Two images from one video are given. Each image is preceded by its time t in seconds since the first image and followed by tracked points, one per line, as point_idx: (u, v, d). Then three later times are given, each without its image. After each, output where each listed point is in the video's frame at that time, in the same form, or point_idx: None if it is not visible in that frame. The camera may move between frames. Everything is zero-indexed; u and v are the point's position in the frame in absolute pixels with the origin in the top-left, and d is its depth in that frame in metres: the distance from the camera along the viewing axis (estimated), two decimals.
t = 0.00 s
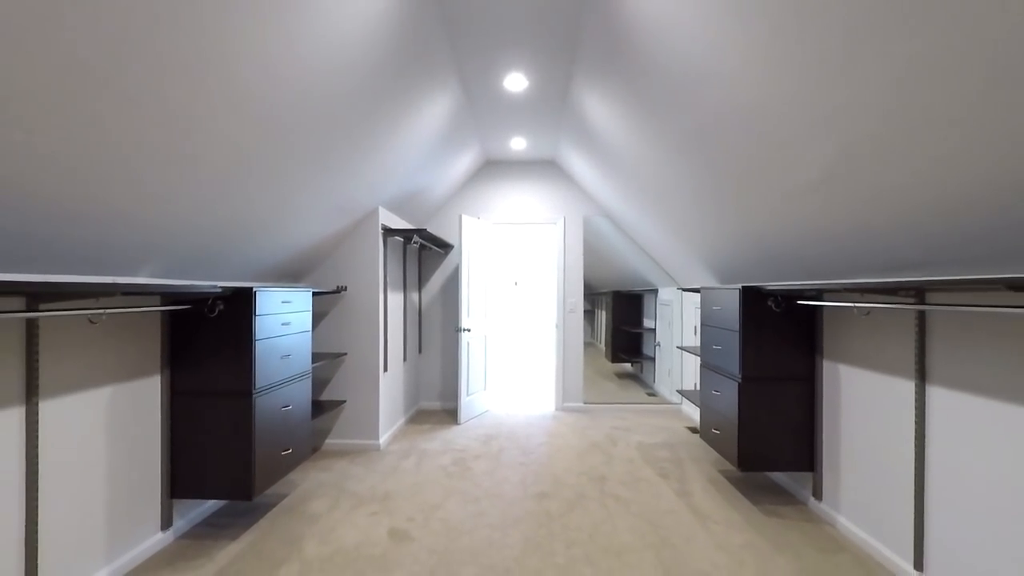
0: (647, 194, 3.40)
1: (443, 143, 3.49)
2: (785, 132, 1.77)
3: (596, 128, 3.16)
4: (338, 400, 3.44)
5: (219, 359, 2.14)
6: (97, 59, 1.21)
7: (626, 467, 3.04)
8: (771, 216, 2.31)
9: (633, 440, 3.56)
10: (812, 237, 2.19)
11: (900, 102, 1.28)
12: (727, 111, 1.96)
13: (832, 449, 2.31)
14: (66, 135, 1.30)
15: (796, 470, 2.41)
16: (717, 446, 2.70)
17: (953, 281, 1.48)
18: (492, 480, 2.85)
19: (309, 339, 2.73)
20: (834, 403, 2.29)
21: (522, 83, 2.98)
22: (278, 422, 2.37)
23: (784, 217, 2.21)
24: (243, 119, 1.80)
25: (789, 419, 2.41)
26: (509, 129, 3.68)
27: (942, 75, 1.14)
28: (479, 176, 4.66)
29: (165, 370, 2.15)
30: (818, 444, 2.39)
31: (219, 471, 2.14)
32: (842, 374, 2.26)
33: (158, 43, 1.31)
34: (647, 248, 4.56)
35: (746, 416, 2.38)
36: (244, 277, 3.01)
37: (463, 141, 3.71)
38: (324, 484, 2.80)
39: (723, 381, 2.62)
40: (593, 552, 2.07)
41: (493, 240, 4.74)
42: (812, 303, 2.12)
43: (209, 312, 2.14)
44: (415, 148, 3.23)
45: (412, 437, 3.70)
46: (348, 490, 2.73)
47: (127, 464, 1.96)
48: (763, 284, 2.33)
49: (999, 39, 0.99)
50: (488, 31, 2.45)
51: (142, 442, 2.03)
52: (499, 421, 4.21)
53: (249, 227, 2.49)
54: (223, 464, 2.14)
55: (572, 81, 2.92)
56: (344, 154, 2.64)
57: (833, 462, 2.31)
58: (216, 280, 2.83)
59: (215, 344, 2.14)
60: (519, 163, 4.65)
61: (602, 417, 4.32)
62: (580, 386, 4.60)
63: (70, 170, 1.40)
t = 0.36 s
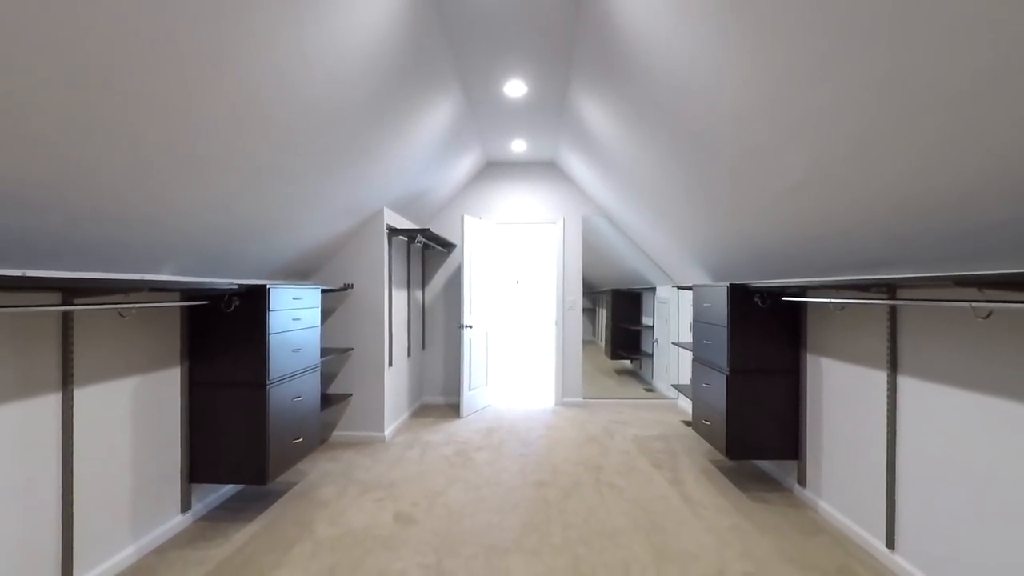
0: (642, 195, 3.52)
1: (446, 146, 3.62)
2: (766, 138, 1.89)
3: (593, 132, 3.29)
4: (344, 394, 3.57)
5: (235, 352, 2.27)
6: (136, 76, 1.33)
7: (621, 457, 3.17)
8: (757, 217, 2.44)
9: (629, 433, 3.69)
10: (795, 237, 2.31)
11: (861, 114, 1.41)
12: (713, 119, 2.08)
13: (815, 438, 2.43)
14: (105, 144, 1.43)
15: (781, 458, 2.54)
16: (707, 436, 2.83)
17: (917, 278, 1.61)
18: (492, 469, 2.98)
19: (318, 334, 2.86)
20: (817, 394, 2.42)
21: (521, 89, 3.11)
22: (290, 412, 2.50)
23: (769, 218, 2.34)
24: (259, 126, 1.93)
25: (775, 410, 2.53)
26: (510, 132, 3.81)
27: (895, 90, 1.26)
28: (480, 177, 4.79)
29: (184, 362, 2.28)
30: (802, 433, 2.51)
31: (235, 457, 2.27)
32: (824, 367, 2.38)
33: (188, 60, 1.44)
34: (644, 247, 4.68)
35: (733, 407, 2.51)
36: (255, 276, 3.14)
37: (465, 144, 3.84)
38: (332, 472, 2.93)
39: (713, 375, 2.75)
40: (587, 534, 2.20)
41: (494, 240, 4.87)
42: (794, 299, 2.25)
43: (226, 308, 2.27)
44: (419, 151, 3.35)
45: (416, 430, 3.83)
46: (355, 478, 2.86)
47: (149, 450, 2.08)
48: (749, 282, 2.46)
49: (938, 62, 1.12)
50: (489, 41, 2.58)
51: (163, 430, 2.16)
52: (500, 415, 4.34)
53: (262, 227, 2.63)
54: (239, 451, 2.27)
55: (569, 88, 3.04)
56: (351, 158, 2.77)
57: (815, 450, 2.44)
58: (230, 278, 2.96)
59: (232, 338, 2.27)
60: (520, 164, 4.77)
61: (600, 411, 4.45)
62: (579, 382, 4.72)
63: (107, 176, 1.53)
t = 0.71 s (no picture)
0: (641, 198, 3.66)
1: (452, 152, 3.76)
2: (755, 148, 2.03)
3: (593, 139, 3.43)
4: (355, 389, 3.72)
5: (256, 348, 2.42)
6: (175, 94, 1.47)
7: (620, 450, 3.31)
8: (748, 221, 2.58)
9: (629, 427, 3.83)
10: (783, 240, 2.45)
11: (836, 130, 1.55)
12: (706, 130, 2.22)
13: (803, 430, 2.58)
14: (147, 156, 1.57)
15: (772, 449, 2.69)
16: (702, 429, 2.97)
17: (891, 280, 1.75)
18: (497, 460, 3.13)
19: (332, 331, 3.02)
20: (805, 387, 2.56)
21: (524, 98, 3.25)
22: (307, 405, 2.65)
23: (760, 222, 2.48)
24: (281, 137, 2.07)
25: (765, 403, 2.68)
26: (513, 138, 3.94)
27: (863, 110, 1.40)
28: (485, 180, 4.93)
29: (209, 358, 2.43)
30: (791, 425, 2.66)
31: (257, 447, 2.41)
32: (811, 363, 2.53)
33: (221, 78, 1.58)
34: (644, 248, 4.82)
35: (726, 400, 2.66)
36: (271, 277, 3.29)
37: (470, 148, 3.98)
38: (345, 463, 3.08)
39: (707, 370, 2.90)
40: (587, 518, 2.34)
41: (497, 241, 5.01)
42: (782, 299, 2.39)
43: (248, 306, 2.42)
44: (427, 156, 3.50)
45: (424, 424, 3.98)
46: (367, 468, 3.01)
47: (178, 439, 2.23)
48: (741, 282, 2.61)
49: (900, 85, 1.26)
50: (493, 55, 2.73)
51: (190, 421, 2.31)
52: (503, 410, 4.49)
53: (280, 231, 2.77)
54: (260, 441, 2.41)
55: (570, 97, 3.19)
56: (364, 165, 2.91)
57: (803, 441, 2.58)
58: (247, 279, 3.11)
59: (253, 335, 2.42)
60: (523, 168, 4.92)
61: (601, 407, 4.59)
62: (581, 378, 4.87)
63: (146, 185, 1.67)
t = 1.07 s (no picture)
0: (640, 201, 3.78)
1: (458, 155, 3.88)
2: (748, 156, 2.16)
3: (594, 144, 3.55)
4: (363, 385, 3.85)
5: (274, 345, 2.55)
6: (210, 109, 1.59)
7: (620, 443, 3.44)
8: (743, 224, 2.70)
9: (628, 422, 3.96)
10: (775, 241, 2.58)
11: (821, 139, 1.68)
12: (702, 137, 2.35)
13: (794, 423, 2.71)
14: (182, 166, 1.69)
15: (764, 441, 2.82)
16: (698, 423, 3.10)
17: (872, 281, 1.88)
18: (501, 453, 3.25)
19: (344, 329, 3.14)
20: (796, 383, 2.69)
21: (528, 105, 3.37)
22: (321, 400, 2.78)
23: (754, 224, 2.60)
24: (300, 144, 2.20)
25: (758, 398, 2.81)
26: (517, 142, 4.06)
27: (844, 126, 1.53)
28: (488, 182, 5.06)
29: (229, 355, 2.56)
30: (783, 419, 2.79)
31: (275, 439, 2.54)
32: (801, 359, 2.66)
33: (249, 93, 1.70)
34: (643, 248, 4.94)
35: (721, 395, 2.79)
36: (284, 277, 3.42)
37: (475, 152, 4.11)
38: (356, 456, 3.21)
39: (703, 367, 3.03)
40: (588, 507, 2.46)
41: (501, 242, 5.14)
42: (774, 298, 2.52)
43: (267, 306, 2.54)
44: (434, 160, 3.62)
45: (430, 419, 4.10)
46: (377, 460, 3.14)
47: (201, 431, 2.36)
48: (735, 283, 2.74)
49: (880, 100, 1.38)
50: (499, 65, 2.85)
51: (212, 414, 2.43)
52: (506, 406, 4.61)
53: (296, 233, 2.90)
54: (278, 433, 2.54)
55: (572, 105, 3.31)
56: (375, 170, 3.04)
57: (794, 434, 2.71)
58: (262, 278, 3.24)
59: (271, 333, 2.55)
60: (526, 170, 5.04)
61: (601, 403, 4.71)
62: (582, 376, 4.99)
63: (179, 192, 1.79)
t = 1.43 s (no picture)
0: (638, 202, 3.92)
1: (462, 158, 4.02)
2: (737, 161, 2.30)
3: (593, 147, 3.69)
4: (371, 380, 3.99)
5: (290, 340, 2.69)
6: (238, 122, 1.73)
7: (619, 435, 3.58)
8: (734, 224, 2.84)
9: (627, 415, 4.10)
10: (765, 241, 2.72)
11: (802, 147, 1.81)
12: (695, 143, 2.49)
13: (783, 414, 2.85)
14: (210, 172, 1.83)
15: (755, 431, 2.96)
16: (693, 414, 3.25)
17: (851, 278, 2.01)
18: (504, 444, 3.39)
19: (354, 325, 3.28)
20: (785, 375, 2.83)
21: (529, 110, 3.51)
22: (333, 393, 2.92)
23: (745, 225, 2.74)
24: (315, 151, 2.33)
25: (749, 390, 2.95)
26: (518, 144, 4.20)
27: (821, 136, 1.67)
28: (490, 183, 5.19)
29: (247, 349, 2.70)
30: (773, 409, 2.93)
31: (291, 429, 2.68)
32: (790, 352, 2.80)
33: (273, 107, 1.83)
34: (642, 247, 5.08)
35: (713, 387, 2.93)
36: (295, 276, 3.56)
37: (478, 154, 4.24)
38: (365, 447, 3.35)
39: (697, 361, 3.17)
40: (588, 492, 2.60)
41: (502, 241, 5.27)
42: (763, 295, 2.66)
43: (283, 303, 2.69)
44: (439, 163, 3.76)
45: (434, 413, 4.24)
46: (386, 451, 3.28)
47: (221, 421, 2.49)
48: (727, 280, 2.89)
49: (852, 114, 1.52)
50: (502, 74, 2.98)
51: (231, 405, 2.57)
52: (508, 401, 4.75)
53: (308, 234, 3.04)
54: (294, 424, 2.68)
55: (572, 110, 3.45)
56: (383, 173, 3.17)
57: (783, 424, 2.85)
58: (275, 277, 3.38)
59: (287, 329, 2.69)
60: (527, 171, 5.18)
61: (600, 398, 4.85)
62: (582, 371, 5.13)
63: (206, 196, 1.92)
